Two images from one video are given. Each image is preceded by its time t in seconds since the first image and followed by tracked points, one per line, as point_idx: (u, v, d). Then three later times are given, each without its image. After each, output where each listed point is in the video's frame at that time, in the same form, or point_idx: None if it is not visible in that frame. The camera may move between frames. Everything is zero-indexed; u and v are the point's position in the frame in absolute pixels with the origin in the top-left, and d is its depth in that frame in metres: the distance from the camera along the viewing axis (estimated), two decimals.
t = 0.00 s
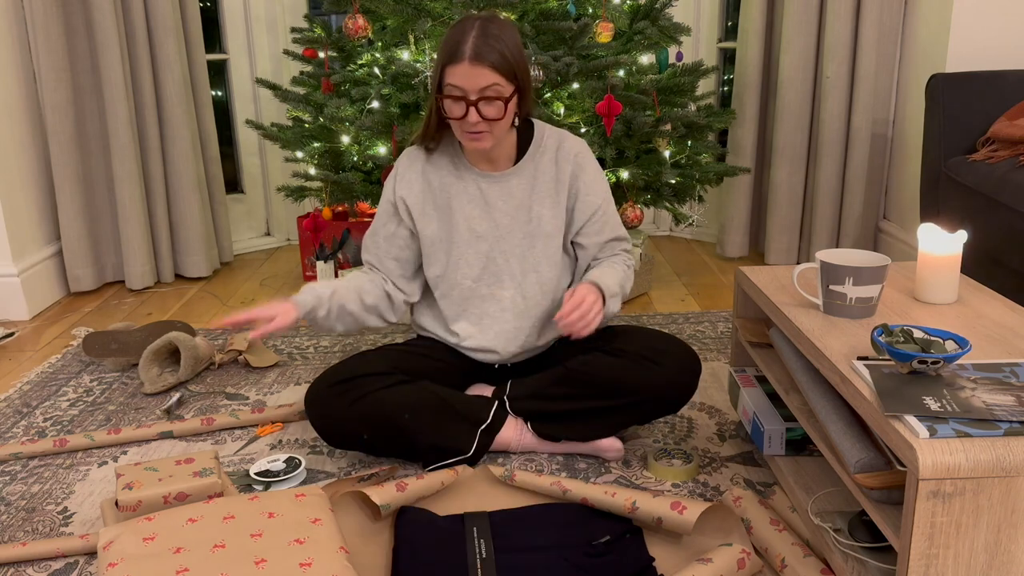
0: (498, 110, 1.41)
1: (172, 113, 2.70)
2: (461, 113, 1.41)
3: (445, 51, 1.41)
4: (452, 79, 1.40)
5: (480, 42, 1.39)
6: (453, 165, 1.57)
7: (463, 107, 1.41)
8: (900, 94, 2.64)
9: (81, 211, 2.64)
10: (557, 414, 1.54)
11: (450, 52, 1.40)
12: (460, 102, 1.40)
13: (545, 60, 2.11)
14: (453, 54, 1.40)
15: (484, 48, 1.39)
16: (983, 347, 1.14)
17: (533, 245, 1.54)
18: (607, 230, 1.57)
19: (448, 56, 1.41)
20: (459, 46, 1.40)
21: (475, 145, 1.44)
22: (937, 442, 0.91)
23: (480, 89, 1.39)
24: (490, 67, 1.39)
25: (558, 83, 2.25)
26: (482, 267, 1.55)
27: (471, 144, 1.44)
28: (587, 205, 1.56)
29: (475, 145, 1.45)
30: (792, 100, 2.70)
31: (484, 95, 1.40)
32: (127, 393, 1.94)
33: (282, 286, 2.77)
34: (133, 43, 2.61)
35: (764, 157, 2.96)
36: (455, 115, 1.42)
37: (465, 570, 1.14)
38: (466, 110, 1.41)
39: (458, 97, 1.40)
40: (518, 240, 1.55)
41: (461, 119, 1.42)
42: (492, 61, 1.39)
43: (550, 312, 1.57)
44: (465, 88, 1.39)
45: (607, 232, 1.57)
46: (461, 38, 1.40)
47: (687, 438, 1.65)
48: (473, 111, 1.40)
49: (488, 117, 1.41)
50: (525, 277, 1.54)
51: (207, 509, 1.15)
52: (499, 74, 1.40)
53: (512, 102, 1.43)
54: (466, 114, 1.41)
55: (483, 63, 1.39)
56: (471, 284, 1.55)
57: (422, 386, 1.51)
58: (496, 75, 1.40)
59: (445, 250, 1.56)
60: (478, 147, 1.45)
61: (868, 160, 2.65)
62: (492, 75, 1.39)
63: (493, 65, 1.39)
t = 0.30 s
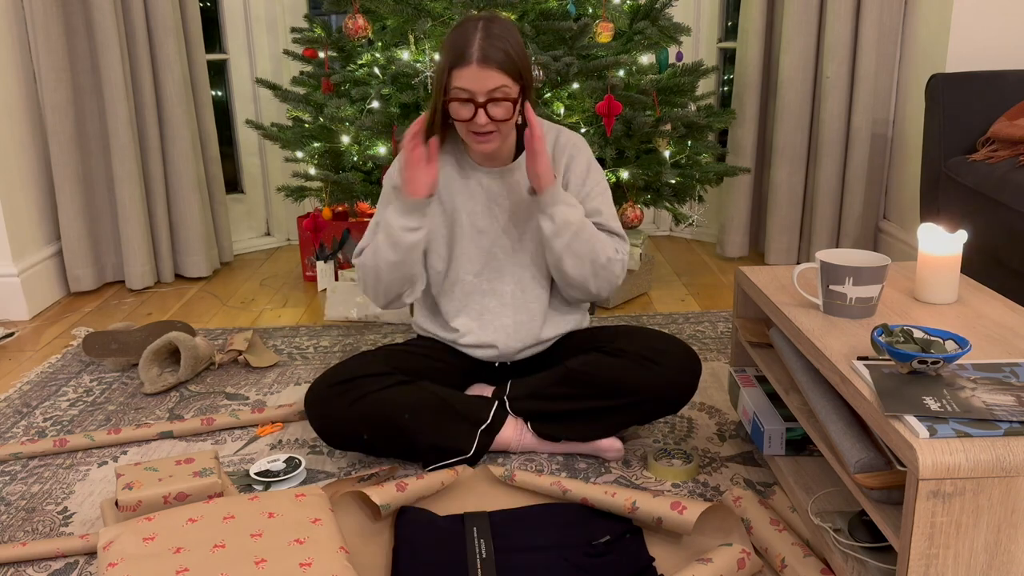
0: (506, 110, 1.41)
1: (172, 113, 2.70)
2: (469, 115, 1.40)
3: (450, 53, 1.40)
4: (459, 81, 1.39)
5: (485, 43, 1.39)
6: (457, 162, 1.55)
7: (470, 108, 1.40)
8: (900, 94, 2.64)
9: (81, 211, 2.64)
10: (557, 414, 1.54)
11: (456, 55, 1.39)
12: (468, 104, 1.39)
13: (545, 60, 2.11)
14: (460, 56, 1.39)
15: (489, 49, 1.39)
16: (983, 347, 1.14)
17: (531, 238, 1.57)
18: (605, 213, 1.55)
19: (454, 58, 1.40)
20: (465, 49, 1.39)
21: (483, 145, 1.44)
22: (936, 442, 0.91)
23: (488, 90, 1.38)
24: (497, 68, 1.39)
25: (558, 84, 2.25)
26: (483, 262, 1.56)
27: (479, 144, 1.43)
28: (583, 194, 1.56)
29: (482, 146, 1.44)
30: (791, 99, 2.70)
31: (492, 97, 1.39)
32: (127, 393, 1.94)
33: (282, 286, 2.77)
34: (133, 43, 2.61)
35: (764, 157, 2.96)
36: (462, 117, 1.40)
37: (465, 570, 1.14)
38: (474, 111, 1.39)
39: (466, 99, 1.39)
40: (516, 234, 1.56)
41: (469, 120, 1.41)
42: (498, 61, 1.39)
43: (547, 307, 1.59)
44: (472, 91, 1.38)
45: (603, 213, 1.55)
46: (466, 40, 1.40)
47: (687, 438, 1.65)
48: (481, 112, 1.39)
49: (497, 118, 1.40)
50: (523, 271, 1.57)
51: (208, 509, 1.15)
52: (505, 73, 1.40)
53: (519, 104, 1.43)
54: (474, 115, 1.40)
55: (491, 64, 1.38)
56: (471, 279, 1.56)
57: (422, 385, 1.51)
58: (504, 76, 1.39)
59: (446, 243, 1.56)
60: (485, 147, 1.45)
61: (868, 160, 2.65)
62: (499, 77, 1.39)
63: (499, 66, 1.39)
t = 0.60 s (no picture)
0: (514, 107, 1.40)
1: (172, 113, 2.70)
2: (477, 112, 1.38)
3: (459, 54, 1.40)
4: (468, 78, 1.38)
5: (494, 43, 1.39)
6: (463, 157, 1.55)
7: (478, 105, 1.38)
8: (900, 94, 2.64)
9: (81, 211, 2.64)
10: (557, 414, 1.54)
11: (466, 54, 1.38)
12: (476, 101, 1.37)
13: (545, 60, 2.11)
14: (469, 56, 1.39)
15: (499, 49, 1.39)
16: (983, 347, 1.14)
17: (533, 231, 1.57)
18: (605, 203, 1.55)
19: (465, 54, 1.39)
20: (474, 48, 1.39)
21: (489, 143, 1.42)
22: (936, 442, 0.91)
23: (496, 87, 1.37)
24: (506, 66, 1.39)
25: (558, 84, 2.25)
26: (485, 254, 1.56)
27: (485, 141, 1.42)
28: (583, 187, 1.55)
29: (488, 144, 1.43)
30: (792, 100, 2.70)
31: (501, 96, 1.38)
32: (127, 393, 1.94)
33: (282, 286, 2.77)
34: (133, 43, 2.61)
35: (764, 157, 2.96)
36: (469, 113, 1.39)
37: (465, 570, 1.14)
38: (482, 107, 1.38)
39: (474, 96, 1.38)
40: (518, 227, 1.56)
41: (476, 117, 1.39)
42: (507, 60, 1.39)
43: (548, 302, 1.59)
44: (481, 88, 1.37)
45: (606, 203, 1.55)
46: (477, 38, 1.39)
47: (687, 438, 1.65)
48: (490, 108, 1.37)
49: (505, 115, 1.39)
50: (526, 265, 1.57)
51: (208, 509, 1.15)
52: (514, 72, 1.39)
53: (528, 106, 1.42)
54: (483, 112, 1.38)
55: (500, 64, 1.38)
56: (474, 272, 1.56)
57: (422, 385, 1.51)
58: (513, 74, 1.39)
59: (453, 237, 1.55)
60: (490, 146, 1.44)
61: (868, 159, 2.65)
62: (508, 77, 1.38)
63: (508, 64, 1.39)
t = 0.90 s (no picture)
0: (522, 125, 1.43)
1: (172, 113, 2.70)
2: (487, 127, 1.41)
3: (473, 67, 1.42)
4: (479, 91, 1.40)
5: (507, 60, 1.42)
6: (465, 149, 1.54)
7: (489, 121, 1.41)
8: (900, 94, 2.64)
9: (81, 210, 2.64)
10: (556, 414, 1.54)
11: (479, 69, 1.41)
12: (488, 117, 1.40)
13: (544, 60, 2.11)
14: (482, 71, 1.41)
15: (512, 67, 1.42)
16: (983, 347, 1.14)
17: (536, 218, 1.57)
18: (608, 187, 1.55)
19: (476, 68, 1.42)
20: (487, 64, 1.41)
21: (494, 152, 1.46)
22: (936, 443, 0.91)
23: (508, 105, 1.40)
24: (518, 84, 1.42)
25: (558, 84, 2.25)
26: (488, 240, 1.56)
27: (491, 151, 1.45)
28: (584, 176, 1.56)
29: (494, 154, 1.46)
30: (792, 100, 2.70)
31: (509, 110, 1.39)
32: (127, 393, 1.94)
33: (282, 286, 2.77)
34: (133, 43, 2.61)
35: (765, 157, 2.96)
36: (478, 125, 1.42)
37: (465, 570, 1.14)
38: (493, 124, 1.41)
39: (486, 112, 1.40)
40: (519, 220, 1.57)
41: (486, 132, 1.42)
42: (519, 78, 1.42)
43: (547, 295, 1.60)
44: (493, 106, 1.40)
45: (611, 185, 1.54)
46: (489, 55, 1.42)
47: (687, 438, 1.65)
48: (500, 126, 1.40)
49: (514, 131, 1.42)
50: (526, 257, 1.58)
51: (208, 509, 1.15)
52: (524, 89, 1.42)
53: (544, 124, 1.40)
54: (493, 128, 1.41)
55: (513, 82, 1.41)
56: (475, 263, 1.56)
57: (422, 385, 1.51)
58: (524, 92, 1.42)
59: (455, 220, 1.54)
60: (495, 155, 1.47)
61: (868, 159, 2.65)
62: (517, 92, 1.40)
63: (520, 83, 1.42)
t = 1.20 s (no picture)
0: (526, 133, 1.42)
1: (173, 113, 2.70)
2: (490, 134, 1.41)
3: (480, 73, 1.40)
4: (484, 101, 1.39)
5: (513, 68, 1.39)
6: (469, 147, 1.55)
7: (493, 129, 1.40)
8: (900, 94, 2.64)
9: (81, 210, 2.64)
10: (557, 414, 1.54)
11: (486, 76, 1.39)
12: (492, 125, 1.40)
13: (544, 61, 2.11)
14: (488, 79, 1.39)
15: (518, 75, 1.39)
16: (982, 347, 1.14)
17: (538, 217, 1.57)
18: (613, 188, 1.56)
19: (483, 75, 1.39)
20: (494, 71, 1.39)
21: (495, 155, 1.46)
22: (936, 443, 0.91)
23: (512, 115, 1.39)
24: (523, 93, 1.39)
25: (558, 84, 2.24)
26: (489, 239, 1.56)
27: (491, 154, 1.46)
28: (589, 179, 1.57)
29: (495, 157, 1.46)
30: (792, 100, 2.70)
31: (515, 120, 1.39)
32: (127, 393, 1.94)
33: (282, 286, 2.77)
34: (133, 43, 2.61)
35: (764, 157, 2.96)
36: (482, 134, 1.42)
37: (465, 570, 1.14)
38: (495, 132, 1.40)
39: (489, 120, 1.40)
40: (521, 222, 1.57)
41: (489, 139, 1.42)
42: (525, 86, 1.39)
43: (548, 297, 1.60)
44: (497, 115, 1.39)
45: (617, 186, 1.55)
46: (497, 63, 1.39)
47: (687, 438, 1.65)
48: (503, 134, 1.40)
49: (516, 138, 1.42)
50: (527, 259, 1.57)
51: (208, 509, 1.15)
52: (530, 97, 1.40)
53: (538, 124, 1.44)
54: (496, 136, 1.40)
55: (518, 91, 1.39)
56: (476, 265, 1.56)
57: (422, 385, 1.51)
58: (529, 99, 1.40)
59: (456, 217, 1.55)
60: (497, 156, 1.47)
61: (868, 159, 2.65)
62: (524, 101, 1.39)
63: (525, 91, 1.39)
